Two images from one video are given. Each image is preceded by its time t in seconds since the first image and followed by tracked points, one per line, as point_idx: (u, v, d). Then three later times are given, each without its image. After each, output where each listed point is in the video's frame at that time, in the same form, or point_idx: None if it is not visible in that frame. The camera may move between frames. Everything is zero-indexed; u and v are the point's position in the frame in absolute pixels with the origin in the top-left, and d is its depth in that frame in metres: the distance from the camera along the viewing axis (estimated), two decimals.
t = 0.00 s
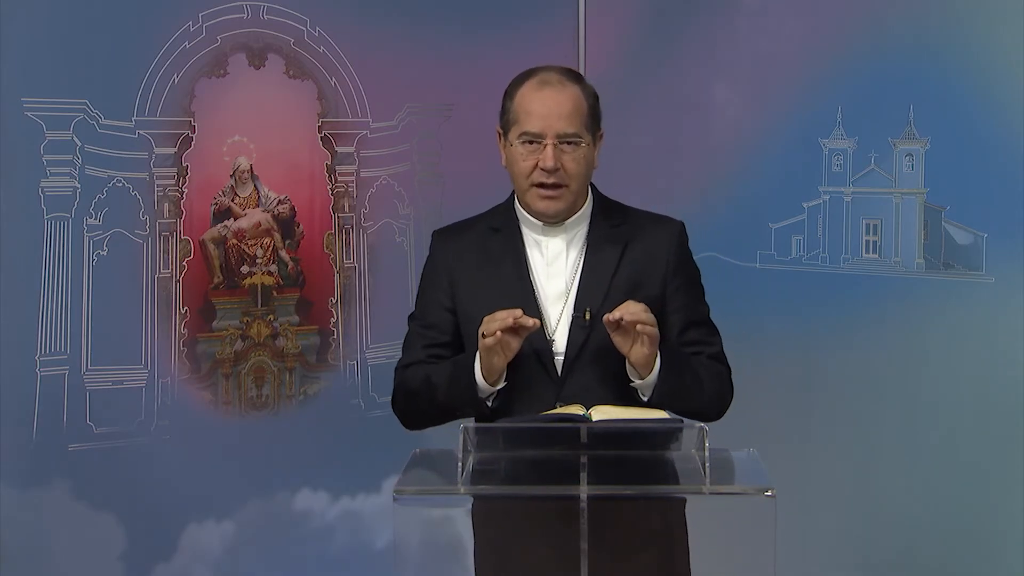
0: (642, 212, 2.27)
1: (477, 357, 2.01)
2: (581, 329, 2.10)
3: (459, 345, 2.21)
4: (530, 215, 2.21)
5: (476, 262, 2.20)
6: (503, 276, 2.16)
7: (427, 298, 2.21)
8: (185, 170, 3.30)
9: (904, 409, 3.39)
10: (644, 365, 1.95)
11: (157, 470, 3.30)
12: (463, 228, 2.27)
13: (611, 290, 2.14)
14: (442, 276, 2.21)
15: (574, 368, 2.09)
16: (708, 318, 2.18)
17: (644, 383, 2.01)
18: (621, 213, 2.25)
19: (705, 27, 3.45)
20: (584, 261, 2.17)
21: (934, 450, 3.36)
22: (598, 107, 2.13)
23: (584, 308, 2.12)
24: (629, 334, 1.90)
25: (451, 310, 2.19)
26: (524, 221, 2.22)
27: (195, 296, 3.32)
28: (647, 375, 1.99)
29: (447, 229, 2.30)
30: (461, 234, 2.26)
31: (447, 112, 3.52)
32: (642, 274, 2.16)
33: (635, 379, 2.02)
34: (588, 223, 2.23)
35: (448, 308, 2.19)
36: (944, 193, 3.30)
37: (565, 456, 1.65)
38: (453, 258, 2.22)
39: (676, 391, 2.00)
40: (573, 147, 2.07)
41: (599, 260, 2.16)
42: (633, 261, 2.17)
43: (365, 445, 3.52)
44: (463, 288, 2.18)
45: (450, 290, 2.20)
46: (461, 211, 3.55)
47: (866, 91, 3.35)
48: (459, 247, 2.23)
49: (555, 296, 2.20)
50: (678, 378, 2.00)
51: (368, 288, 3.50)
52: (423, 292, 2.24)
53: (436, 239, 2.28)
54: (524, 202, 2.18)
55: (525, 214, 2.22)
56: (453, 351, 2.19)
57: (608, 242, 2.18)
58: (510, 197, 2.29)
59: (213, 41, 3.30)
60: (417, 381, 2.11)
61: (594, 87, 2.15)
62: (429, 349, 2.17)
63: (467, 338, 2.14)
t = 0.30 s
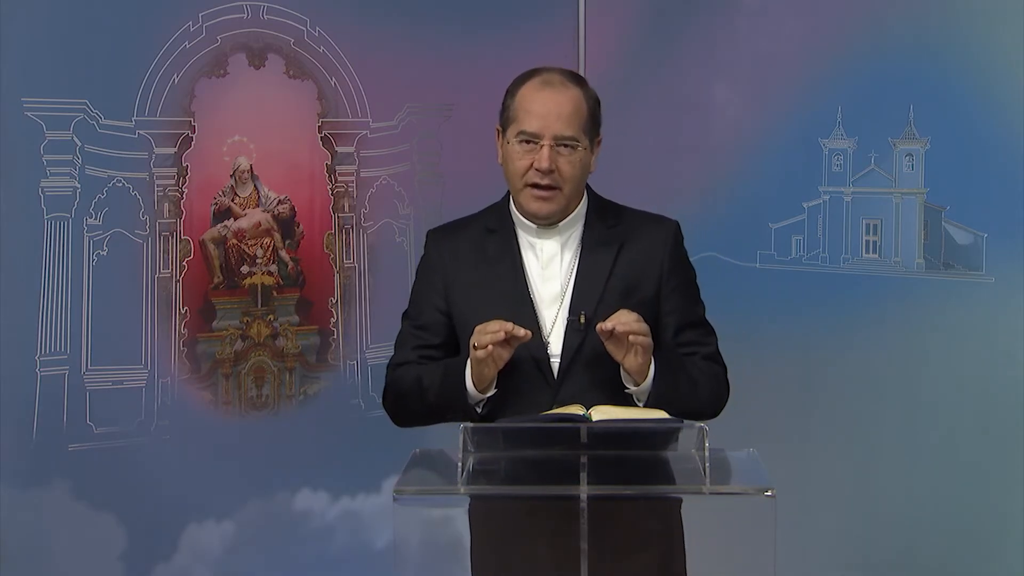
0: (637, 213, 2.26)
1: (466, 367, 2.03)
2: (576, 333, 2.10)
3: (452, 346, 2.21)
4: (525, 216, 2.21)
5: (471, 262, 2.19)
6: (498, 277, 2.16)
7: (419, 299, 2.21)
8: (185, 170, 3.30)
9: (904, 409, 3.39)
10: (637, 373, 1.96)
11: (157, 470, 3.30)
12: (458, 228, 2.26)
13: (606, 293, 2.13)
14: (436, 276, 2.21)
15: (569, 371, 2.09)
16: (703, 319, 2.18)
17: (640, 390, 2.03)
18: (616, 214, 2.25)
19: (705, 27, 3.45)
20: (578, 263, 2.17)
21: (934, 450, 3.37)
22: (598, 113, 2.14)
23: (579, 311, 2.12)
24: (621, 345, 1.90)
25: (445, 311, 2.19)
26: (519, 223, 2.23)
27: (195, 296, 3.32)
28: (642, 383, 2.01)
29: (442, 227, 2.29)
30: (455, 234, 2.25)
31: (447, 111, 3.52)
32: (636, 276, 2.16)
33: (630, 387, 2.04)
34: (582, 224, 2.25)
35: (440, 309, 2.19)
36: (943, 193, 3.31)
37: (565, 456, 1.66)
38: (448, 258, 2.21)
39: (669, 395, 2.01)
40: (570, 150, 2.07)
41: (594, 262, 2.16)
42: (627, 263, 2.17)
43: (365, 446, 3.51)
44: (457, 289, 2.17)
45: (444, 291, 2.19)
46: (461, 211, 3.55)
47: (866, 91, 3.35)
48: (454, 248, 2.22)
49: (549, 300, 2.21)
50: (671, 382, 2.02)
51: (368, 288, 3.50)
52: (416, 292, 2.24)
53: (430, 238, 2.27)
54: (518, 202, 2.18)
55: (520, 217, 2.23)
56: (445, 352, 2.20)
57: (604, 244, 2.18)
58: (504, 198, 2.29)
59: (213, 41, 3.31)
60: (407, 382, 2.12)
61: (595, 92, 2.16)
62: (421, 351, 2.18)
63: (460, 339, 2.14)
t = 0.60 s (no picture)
0: (630, 208, 2.27)
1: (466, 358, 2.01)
2: (571, 333, 2.10)
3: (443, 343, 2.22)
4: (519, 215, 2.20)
5: (467, 262, 2.18)
6: (495, 275, 2.16)
7: (415, 296, 2.22)
8: (185, 170, 3.30)
9: (904, 409, 3.39)
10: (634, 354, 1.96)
11: (157, 470, 3.30)
12: (455, 227, 2.26)
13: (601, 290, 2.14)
14: (432, 276, 2.21)
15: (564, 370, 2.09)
16: (703, 306, 2.18)
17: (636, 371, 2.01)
18: (609, 211, 2.25)
19: (705, 27, 3.45)
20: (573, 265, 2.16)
21: (934, 450, 3.36)
22: (589, 111, 2.14)
23: (573, 311, 2.12)
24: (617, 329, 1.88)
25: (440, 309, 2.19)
26: (514, 221, 2.21)
27: (195, 296, 3.32)
28: (640, 363, 2.00)
29: (438, 225, 2.29)
30: (451, 233, 2.25)
31: (447, 111, 3.52)
32: (631, 272, 2.16)
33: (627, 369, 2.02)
34: (577, 225, 2.21)
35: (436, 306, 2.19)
36: (945, 193, 3.29)
37: (565, 457, 1.65)
38: (444, 256, 2.21)
39: (671, 380, 2.00)
40: (560, 144, 2.07)
41: (589, 260, 2.16)
42: (621, 259, 2.17)
43: (365, 446, 3.52)
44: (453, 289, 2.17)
45: (439, 290, 2.19)
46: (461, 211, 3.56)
47: (866, 91, 3.35)
48: (450, 247, 2.22)
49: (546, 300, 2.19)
50: (670, 367, 2.01)
51: (368, 288, 3.51)
52: (411, 288, 2.23)
53: (425, 236, 2.26)
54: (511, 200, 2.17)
55: (514, 215, 2.21)
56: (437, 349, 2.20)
57: (599, 242, 2.18)
58: (499, 199, 2.28)
59: (213, 41, 3.30)
60: (400, 371, 2.10)
61: (586, 91, 2.17)
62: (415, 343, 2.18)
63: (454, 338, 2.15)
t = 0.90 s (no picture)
0: (629, 204, 2.28)
1: (464, 304, 2.01)
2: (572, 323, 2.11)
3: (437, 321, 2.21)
4: (522, 212, 2.19)
5: (469, 250, 2.21)
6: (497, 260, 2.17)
7: (414, 274, 2.23)
8: (185, 170, 3.29)
9: (904, 409, 3.39)
10: (624, 303, 1.92)
11: (158, 471, 3.29)
12: (458, 217, 2.29)
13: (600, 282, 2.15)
14: (434, 261, 2.23)
15: (565, 363, 2.10)
16: (702, 285, 2.17)
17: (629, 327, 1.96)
18: (609, 207, 2.25)
19: (705, 27, 3.45)
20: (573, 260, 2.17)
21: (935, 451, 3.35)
22: (594, 112, 2.14)
23: (573, 305, 2.12)
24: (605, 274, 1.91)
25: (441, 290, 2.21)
26: (517, 218, 2.21)
27: (195, 296, 3.32)
28: (631, 317, 1.95)
29: (444, 213, 2.32)
30: (454, 222, 2.27)
31: (447, 111, 3.53)
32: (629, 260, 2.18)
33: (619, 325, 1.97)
34: (577, 222, 2.21)
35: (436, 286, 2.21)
36: (945, 193, 3.28)
37: (565, 457, 1.65)
38: (447, 243, 2.24)
39: (669, 343, 1.97)
40: (565, 141, 2.06)
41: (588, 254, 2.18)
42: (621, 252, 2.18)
43: (365, 445, 3.53)
44: (454, 275, 2.20)
45: (440, 276, 2.21)
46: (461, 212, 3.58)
47: (866, 91, 3.35)
48: (453, 234, 2.25)
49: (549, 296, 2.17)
50: (669, 328, 1.97)
51: (368, 287, 3.53)
52: (415, 261, 2.25)
53: (430, 222, 2.29)
54: (513, 196, 2.15)
55: (516, 211, 2.21)
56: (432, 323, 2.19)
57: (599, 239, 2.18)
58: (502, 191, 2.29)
59: (213, 41, 3.30)
60: (394, 320, 2.09)
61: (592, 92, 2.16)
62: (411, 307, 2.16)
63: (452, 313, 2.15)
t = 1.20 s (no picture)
0: (645, 201, 2.29)
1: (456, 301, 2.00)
2: (588, 324, 2.11)
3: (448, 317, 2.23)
4: (536, 209, 2.20)
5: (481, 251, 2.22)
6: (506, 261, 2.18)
7: (425, 274, 2.25)
8: (185, 171, 3.29)
9: (904, 409, 3.39)
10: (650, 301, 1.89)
11: (158, 470, 3.29)
12: (471, 215, 2.31)
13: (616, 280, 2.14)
14: (447, 262, 2.25)
15: (580, 361, 2.10)
16: (718, 281, 2.16)
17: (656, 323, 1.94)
18: (624, 204, 2.27)
19: (705, 27, 3.47)
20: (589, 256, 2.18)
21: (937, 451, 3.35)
22: (609, 110, 2.17)
23: (589, 303, 2.12)
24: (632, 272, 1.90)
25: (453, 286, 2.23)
26: (532, 217, 2.21)
27: (195, 296, 3.32)
28: (658, 314, 1.92)
29: (460, 212, 2.34)
30: (468, 222, 2.29)
31: (447, 111, 3.55)
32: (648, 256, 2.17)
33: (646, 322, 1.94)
34: (592, 219, 2.22)
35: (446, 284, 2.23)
36: (944, 193, 3.28)
37: (565, 457, 1.65)
38: (461, 242, 2.26)
39: (697, 337, 1.95)
40: (580, 132, 2.09)
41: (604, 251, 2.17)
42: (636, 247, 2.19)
43: (365, 445, 3.54)
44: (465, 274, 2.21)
45: (454, 276, 2.23)
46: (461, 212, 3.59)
47: (866, 91, 3.35)
48: (466, 234, 2.26)
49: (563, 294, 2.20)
50: (695, 321, 1.95)
51: (368, 287, 3.53)
52: (429, 260, 2.27)
53: (446, 223, 2.32)
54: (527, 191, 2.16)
55: (531, 209, 2.21)
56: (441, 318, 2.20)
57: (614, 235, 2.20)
58: (517, 190, 2.30)
59: (213, 41, 3.30)
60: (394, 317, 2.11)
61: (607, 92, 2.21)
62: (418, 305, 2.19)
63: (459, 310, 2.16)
